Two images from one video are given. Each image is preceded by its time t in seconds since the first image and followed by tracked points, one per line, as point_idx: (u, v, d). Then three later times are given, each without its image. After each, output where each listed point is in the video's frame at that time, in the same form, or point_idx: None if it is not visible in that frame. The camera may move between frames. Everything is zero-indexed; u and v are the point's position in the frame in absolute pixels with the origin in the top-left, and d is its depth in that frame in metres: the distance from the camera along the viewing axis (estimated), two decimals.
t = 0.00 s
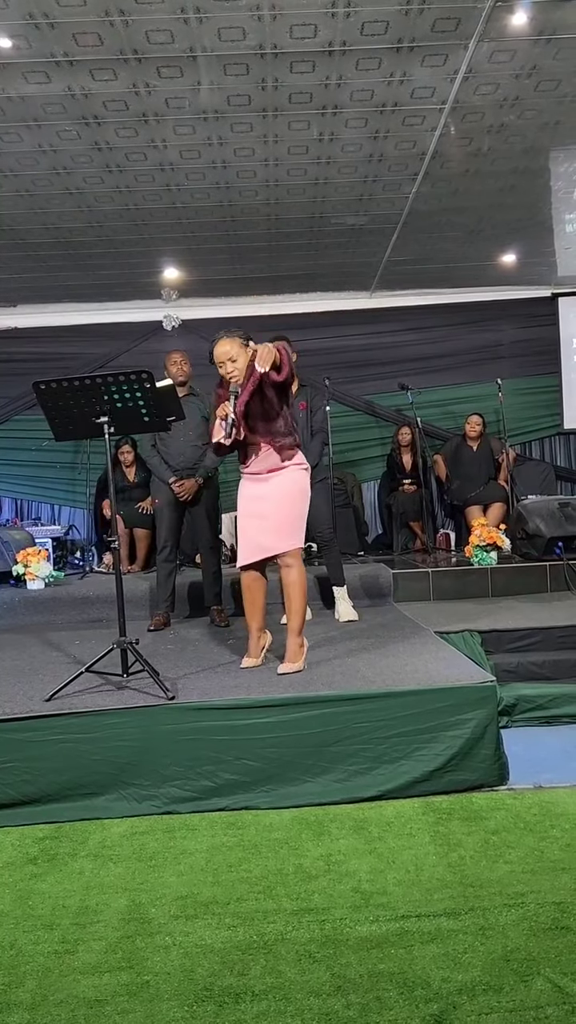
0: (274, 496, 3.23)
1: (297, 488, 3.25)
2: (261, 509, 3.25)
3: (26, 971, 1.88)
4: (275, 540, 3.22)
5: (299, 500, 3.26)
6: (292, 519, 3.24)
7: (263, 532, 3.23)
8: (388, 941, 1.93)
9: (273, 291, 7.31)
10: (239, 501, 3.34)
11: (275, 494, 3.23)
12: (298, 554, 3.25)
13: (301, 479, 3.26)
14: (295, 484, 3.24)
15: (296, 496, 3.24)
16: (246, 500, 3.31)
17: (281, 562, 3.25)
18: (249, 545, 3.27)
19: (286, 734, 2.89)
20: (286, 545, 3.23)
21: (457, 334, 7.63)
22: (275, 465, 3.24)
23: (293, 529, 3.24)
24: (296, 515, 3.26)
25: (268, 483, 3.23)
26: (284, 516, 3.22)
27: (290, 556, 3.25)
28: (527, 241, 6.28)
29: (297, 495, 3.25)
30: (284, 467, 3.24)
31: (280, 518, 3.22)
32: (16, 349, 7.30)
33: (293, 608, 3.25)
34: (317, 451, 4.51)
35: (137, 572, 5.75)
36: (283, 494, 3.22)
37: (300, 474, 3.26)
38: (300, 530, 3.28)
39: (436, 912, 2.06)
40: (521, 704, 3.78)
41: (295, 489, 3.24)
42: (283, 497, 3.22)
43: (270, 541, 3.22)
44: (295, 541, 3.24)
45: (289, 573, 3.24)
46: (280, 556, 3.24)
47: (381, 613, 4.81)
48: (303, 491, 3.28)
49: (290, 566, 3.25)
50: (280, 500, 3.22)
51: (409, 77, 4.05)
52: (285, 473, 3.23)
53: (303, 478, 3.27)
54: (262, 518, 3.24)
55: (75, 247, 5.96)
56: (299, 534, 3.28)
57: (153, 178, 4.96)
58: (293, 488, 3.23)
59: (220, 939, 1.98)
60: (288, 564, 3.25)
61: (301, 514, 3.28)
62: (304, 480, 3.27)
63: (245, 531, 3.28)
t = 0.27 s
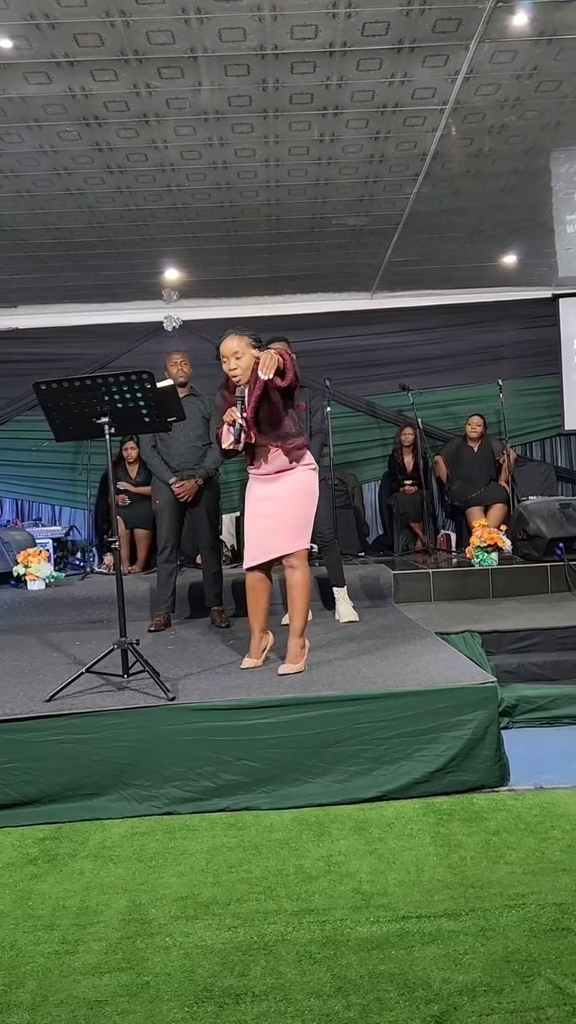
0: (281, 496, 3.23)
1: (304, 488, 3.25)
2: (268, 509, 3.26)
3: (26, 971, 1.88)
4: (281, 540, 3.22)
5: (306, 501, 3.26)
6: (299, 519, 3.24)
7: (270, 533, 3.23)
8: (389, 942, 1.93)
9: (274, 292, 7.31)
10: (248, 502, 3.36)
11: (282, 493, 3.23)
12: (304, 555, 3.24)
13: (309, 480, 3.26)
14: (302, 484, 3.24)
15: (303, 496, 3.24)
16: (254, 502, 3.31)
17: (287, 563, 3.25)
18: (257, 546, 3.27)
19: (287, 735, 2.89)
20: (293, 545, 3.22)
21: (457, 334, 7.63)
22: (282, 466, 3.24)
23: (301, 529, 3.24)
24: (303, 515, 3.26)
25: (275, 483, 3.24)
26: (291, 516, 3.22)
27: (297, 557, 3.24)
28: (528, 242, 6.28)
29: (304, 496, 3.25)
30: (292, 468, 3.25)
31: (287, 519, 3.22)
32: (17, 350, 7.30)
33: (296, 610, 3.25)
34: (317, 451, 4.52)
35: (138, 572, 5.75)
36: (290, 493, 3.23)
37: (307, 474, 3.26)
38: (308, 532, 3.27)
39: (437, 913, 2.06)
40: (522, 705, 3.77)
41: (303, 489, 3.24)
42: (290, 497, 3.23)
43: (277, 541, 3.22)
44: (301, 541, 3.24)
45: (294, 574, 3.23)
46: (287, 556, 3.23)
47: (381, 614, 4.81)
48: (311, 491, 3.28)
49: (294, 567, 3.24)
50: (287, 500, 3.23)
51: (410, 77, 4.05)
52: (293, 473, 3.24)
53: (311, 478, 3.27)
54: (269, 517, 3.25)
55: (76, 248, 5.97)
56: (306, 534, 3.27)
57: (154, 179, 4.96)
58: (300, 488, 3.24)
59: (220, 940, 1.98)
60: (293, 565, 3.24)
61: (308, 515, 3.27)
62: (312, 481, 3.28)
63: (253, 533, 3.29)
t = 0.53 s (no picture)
0: (284, 496, 3.24)
1: (307, 489, 3.25)
2: (270, 510, 3.26)
3: (26, 972, 1.88)
4: (285, 541, 3.22)
5: (308, 501, 3.26)
6: (301, 520, 3.24)
7: (274, 534, 3.24)
8: (389, 943, 1.93)
9: (275, 294, 7.33)
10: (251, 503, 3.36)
11: (285, 493, 3.23)
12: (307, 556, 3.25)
13: (312, 480, 3.27)
14: (305, 484, 3.25)
15: (307, 497, 3.25)
16: (257, 502, 3.31)
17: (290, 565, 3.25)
18: (260, 547, 3.27)
19: (288, 736, 2.89)
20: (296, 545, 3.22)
21: (459, 336, 7.63)
22: (286, 465, 3.24)
23: (304, 531, 3.24)
24: (305, 515, 3.26)
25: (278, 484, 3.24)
26: (295, 517, 3.23)
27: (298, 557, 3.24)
28: (529, 244, 6.28)
29: (307, 496, 3.25)
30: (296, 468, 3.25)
31: (290, 520, 3.22)
32: (19, 351, 7.31)
33: (297, 612, 3.25)
34: (319, 453, 4.53)
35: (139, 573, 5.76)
36: (293, 494, 3.23)
37: (310, 475, 3.27)
38: (310, 533, 3.28)
39: (438, 914, 2.06)
40: (523, 707, 3.77)
41: (306, 489, 3.24)
42: (292, 497, 3.23)
43: (281, 543, 3.22)
44: (305, 542, 3.24)
45: (296, 576, 3.24)
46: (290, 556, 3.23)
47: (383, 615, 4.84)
48: (314, 492, 3.28)
49: (296, 570, 3.24)
50: (290, 500, 3.23)
51: (412, 80, 4.06)
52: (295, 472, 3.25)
53: (314, 480, 3.27)
54: (272, 518, 3.25)
55: (78, 250, 5.98)
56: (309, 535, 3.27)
57: (156, 181, 4.97)
58: (303, 490, 3.24)
59: (221, 942, 1.98)
60: (295, 566, 3.24)
61: (311, 515, 3.28)
62: (315, 482, 3.28)
63: (256, 534, 3.29)
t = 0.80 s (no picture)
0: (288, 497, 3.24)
1: (311, 491, 3.25)
2: (274, 510, 3.26)
3: (28, 973, 1.88)
4: (289, 542, 3.22)
5: (312, 503, 3.25)
6: (305, 521, 3.23)
7: (277, 534, 3.24)
8: (391, 946, 1.93)
9: (278, 296, 7.34)
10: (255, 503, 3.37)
11: (289, 494, 3.24)
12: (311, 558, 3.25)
13: (316, 482, 3.27)
14: (309, 486, 3.25)
15: (311, 498, 3.25)
16: (261, 503, 3.31)
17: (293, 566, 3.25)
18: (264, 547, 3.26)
19: (289, 738, 2.89)
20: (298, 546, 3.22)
21: (461, 338, 7.64)
22: (290, 466, 3.24)
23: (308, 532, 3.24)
24: (309, 516, 3.25)
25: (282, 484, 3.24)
26: (299, 518, 3.23)
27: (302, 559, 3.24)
28: (532, 246, 6.29)
29: (311, 497, 3.24)
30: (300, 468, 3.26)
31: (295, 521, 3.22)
32: (21, 353, 7.32)
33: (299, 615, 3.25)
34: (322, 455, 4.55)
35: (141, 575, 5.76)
36: (296, 494, 3.23)
37: (314, 477, 3.27)
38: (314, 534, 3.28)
39: (439, 917, 2.05)
40: (525, 709, 3.77)
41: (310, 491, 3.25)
42: (296, 498, 3.23)
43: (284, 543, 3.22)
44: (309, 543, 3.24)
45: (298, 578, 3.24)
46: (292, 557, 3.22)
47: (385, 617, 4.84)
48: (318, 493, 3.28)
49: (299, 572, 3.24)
50: (294, 501, 3.23)
51: (415, 83, 4.06)
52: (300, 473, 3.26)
53: (318, 481, 3.28)
54: (275, 518, 3.25)
55: (81, 252, 6.00)
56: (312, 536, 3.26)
57: (158, 183, 4.98)
58: (308, 491, 3.24)
59: (222, 943, 1.98)
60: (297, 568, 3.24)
61: (315, 517, 3.27)
62: (319, 484, 3.29)
63: (260, 534, 3.28)
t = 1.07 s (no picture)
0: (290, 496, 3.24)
1: (315, 490, 3.26)
2: (277, 509, 3.26)
3: (30, 973, 1.89)
4: (292, 542, 3.22)
5: (315, 501, 3.26)
6: (308, 520, 3.24)
7: (280, 535, 3.24)
8: (393, 947, 1.93)
9: (280, 297, 7.35)
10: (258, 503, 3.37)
11: (292, 495, 3.24)
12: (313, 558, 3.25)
13: (320, 481, 3.28)
14: (312, 485, 3.25)
15: (314, 499, 3.25)
16: (264, 503, 3.32)
17: (295, 567, 3.25)
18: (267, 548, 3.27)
19: (291, 739, 2.89)
20: (302, 545, 3.22)
21: (463, 340, 7.64)
22: (294, 465, 3.24)
23: (310, 532, 3.25)
24: (313, 516, 3.26)
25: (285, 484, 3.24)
26: (301, 519, 3.23)
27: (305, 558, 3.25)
28: (534, 248, 6.29)
29: (315, 497, 3.25)
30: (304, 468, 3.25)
31: (297, 522, 3.23)
32: (23, 354, 7.33)
33: (302, 616, 3.26)
34: (325, 456, 4.55)
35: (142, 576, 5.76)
36: (300, 494, 3.23)
37: (317, 477, 3.27)
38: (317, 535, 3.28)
39: (441, 918, 2.05)
40: (527, 711, 3.77)
41: (313, 490, 3.25)
42: (299, 498, 3.23)
43: (287, 544, 3.23)
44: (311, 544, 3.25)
45: (301, 580, 3.23)
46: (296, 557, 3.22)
47: (387, 618, 4.85)
48: (321, 494, 3.28)
49: (302, 574, 3.24)
50: (297, 500, 3.23)
51: (418, 84, 4.06)
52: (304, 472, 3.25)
53: (320, 482, 3.28)
54: (278, 518, 3.25)
55: (84, 253, 6.00)
56: (316, 535, 3.28)
57: (161, 184, 4.99)
58: (310, 491, 3.25)
59: (224, 944, 1.99)
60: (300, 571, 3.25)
61: (318, 517, 3.28)
62: (321, 484, 3.28)
63: (263, 535, 3.29)
